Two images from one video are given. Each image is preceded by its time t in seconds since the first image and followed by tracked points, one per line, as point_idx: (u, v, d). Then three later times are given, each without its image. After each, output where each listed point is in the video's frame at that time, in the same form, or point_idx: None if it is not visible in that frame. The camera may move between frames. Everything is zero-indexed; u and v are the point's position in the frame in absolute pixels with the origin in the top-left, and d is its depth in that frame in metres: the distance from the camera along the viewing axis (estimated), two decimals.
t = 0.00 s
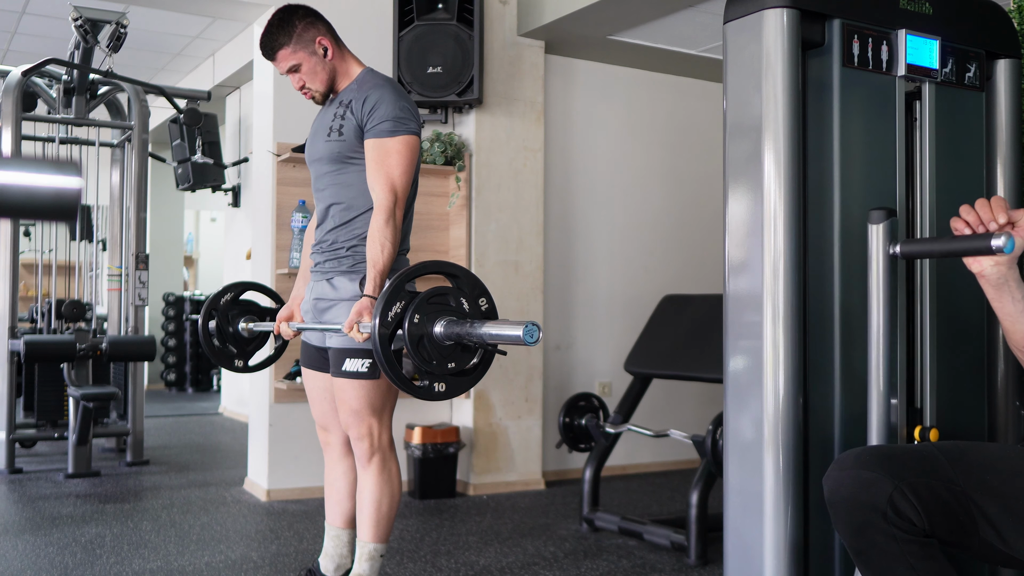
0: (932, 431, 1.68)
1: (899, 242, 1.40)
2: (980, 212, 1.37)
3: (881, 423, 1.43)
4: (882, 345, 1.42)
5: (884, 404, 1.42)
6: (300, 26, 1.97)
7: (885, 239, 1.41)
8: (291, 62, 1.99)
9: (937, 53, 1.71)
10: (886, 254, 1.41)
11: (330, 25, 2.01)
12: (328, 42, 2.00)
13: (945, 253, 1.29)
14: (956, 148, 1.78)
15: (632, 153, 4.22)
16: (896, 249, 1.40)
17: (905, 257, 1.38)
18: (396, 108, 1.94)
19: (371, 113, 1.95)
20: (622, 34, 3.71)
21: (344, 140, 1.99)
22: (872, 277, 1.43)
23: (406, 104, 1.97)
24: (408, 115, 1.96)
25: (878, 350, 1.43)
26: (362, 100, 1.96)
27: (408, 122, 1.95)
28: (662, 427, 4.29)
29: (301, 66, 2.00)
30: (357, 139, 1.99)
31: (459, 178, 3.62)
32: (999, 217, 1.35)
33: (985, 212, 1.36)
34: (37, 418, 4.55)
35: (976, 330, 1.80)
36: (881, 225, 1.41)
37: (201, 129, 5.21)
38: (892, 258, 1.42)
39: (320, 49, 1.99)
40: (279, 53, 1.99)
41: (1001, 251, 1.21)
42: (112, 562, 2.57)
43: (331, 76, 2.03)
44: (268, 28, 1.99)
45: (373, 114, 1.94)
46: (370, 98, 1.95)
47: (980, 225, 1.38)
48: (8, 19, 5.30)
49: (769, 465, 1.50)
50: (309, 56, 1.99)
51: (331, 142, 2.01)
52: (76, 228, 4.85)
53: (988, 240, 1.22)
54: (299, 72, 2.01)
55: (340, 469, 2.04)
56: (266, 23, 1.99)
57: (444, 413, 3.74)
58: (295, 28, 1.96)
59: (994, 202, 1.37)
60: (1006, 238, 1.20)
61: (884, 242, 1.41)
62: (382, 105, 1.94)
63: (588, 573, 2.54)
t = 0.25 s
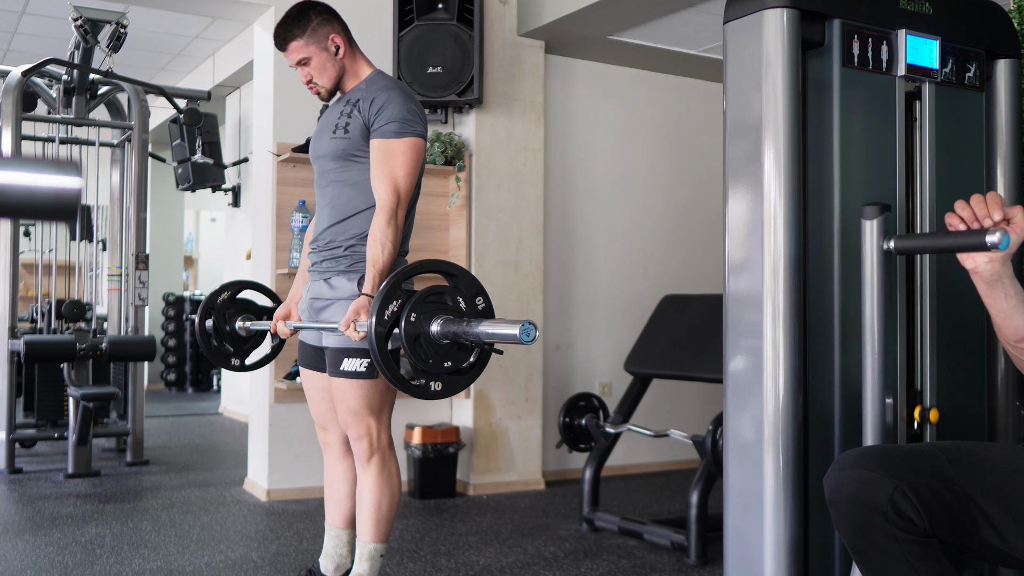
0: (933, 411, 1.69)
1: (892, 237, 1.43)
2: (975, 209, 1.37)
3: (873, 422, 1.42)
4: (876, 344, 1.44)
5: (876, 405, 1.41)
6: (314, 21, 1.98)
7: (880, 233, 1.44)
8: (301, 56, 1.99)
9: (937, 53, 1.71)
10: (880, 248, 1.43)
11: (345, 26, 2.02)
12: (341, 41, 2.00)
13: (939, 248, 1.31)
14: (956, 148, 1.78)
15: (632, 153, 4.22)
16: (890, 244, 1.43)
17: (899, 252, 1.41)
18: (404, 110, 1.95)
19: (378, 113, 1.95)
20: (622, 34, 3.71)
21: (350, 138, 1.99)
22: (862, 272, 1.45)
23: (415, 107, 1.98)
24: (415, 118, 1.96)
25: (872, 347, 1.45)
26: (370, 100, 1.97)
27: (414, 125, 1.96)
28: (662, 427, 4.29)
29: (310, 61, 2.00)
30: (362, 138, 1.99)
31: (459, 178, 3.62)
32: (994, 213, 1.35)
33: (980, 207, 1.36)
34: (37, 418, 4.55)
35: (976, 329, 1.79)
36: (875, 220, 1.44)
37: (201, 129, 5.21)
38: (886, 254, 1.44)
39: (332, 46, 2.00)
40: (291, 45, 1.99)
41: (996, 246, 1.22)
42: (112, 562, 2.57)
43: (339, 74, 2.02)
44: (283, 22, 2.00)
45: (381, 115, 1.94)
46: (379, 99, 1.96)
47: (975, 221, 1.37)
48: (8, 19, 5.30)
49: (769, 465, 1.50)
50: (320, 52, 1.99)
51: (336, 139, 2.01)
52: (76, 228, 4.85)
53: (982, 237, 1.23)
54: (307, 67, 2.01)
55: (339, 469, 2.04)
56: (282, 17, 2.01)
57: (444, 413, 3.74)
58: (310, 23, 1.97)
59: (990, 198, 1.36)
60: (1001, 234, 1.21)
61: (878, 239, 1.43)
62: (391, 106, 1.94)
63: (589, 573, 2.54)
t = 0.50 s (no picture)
0: (933, 332, 1.72)
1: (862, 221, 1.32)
2: (950, 193, 1.29)
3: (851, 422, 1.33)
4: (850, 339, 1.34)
5: (856, 400, 1.32)
6: (328, 22, 1.99)
7: (845, 217, 1.32)
8: (312, 55, 2.01)
9: (937, 53, 1.71)
10: (847, 233, 1.31)
11: (358, 30, 2.04)
12: (353, 44, 2.02)
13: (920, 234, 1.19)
14: (955, 148, 1.78)
15: (632, 153, 4.22)
16: (860, 228, 1.32)
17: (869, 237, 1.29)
18: (411, 113, 1.95)
19: (385, 114, 1.95)
20: (622, 34, 3.71)
21: (355, 137, 1.99)
22: (832, 255, 1.36)
23: (423, 111, 1.98)
24: (423, 121, 1.96)
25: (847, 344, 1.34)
26: (380, 100, 1.97)
27: (422, 127, 1.96)
28: (662, 428, 4.29)
29: (321, 61, 2.01)
30: (368, 138, 1.99)
31: (459, 177, 3.62)
32: (969, 200, 1.28)
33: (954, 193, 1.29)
34: (37, 418, 4.55)
35: (976, 329, 1.79)
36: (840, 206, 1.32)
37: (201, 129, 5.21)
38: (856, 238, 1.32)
39: (344, 49, 2.01)
40: (304, 44, 2.01)
41: (970, 235, 1.14)
42: (112, 562, 2.57)
43: (348, 77, 2.03)
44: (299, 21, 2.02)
45: (388, 116, 1.95)
46: (387, 101, 1.96)
47: (949, 207, 1.30)
48: (8, 19, 5.30)
49: (769, 465, 1.50)
50: (332, 52, 2.00)
51: (341, 137, 2.01)
52: (76, 228, 4.85)
53: (956, 224, 1.14)
54: (318, 66, 2.02)
55: (337, 469, 2.04)
56: (298, 17, 2.03)
57: (444, 413, 3.74)
58: (324, 23, 1.99)
59: (964, 182, 1.29)
60: (977, 222, 1.13)
61: (845, 221, 1.32)
62: (398, 109, 1.95)
63: (589, 573, 2.54)
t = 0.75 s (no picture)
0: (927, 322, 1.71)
1: (829, 217, 1.23)
2: (917, 192, 1.19)
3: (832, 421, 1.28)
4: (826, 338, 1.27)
5: (834, 398, 1.27)
6: (337, 21, 2.00)
7: (812, 214, 1.24)
8: (316, 51, 2.01)
9: (937, 53, 1.71)
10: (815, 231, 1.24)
11: (366, 32, 2.05)
12: (359, 44, 2.02)
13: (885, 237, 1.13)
14: (955, 147, 1.78)
15: (632, 153, 4.22)
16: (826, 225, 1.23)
17: (834, 236, 1.22)
18: (415, 112, 1.95)
19: (390, 114, 1.96)
20: (622, 34, 3.71)
21: (358, 135, 2.00)
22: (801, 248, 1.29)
23: (427, 112, 1.98)
24: (427, 123, 1.97)
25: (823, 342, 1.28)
26: (385, 100, 1.97)
27: (426, 129, 1.96)
28: (662, 428, 4.29)
29: (325, 56, 2.01)
30: (370, 136, 2.00)
31: (459, 177, 3.62)
32: (937, 202, 1.17)
33: (922, 192, 1.18)
34: (37, 418, 4.55)
35: (976, 328, 1.79)
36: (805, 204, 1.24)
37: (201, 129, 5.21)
38: (824, 236, 1.25)
39: (349, 48, 2.02)
40: (310, 38, 2.01)
41: (943, 240, 1.05)
42: (112, 562, 2.57)
43: (351, 76, 2.04)
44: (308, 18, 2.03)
45: (392, 116, 1.95)
46: (392, 101, 1.96)
47: (915, 209, 1.20)
48: (8, 19, 5.29)
49: (769, 465, 1.50)
50: (336, 51, 2.01)
51: (344, 134, 2.01)
52: (76, 228, 4.85)
53: (928, 228, 1.06)
54: (322, 63, 2.02)
55: (336, 469, 2.04)
56: (308, 13, 2.04)
57: (444, 413, 3.74)
58: (332, 22, 1.99)
59: (931, 181, 1.19)
60: (949, 227, 1.04)
61: (810, 218, 1.24)
62: (403, 108, 1.95)
63: (589, 573, 2.54)
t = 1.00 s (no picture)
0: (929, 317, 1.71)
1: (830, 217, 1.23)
2: (920, 192, 1.19)
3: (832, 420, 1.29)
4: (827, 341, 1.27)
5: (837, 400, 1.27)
6: (337, 23, 2.00)
7: (813, 214, 1.23)
8: (317, 53, 2.01)
9: (937, 53, 1.71)
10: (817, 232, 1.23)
11: (367, 33, 2.05)
12: (359, 46, 2.03)
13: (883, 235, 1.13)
14: (955, 147, 1.78)
15: (631, 153, 4.21)
16: (829, 225, 1.22)
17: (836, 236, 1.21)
18: (416, 112, 1.95)
19: (390, 114, 1.96)
20: (622, 34, 3.71)
21: (359, 134, 2.00)
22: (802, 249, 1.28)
23: (428, 113, 1.98)
24: (427, 123, 1.97)
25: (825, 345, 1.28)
26: (386, 99, 1.97)
27: (426, 129, 1.96)
28: (662, 428, 4.29)
29: (325, 59, 2.02)
30: (371, 135, 2.00)
31: (459, 177, 3.62)
32: (940, 201, 1.18)
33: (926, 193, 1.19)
34: (37, 418, 4.55)
35: (976, 328, 1.79)
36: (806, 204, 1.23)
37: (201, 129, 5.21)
38: (826, 236, 1.24)
39: (350, 50, 2.02)
40: (310, 41, 2.01)
41: (945, 239, 1.06)
42: (112, 562, 2.57)
43: (351, 78, 2.04)
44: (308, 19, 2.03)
45: (392, 115, 1.95)
46: (392, 100, 1.97)
47: (916, 207, 1.20)
48: (8, 19, 5.29)
49: (769, 465, 1.50)
50: (337, 53, 2.01)
51: (344, 132, 2.01)
52: (76, 228, 4.85)
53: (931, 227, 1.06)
54: (322, 64, 2.03)
55: (336, 469, 2.04)
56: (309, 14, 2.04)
57: (444, 413, 3.74)
58: (333, 24, 1.99)
59: (934, 183, 1.19)
60: (951, 226, 1.04)
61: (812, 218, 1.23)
62: (403, 109, 1.95)
63: (589, 573, 2.54)
